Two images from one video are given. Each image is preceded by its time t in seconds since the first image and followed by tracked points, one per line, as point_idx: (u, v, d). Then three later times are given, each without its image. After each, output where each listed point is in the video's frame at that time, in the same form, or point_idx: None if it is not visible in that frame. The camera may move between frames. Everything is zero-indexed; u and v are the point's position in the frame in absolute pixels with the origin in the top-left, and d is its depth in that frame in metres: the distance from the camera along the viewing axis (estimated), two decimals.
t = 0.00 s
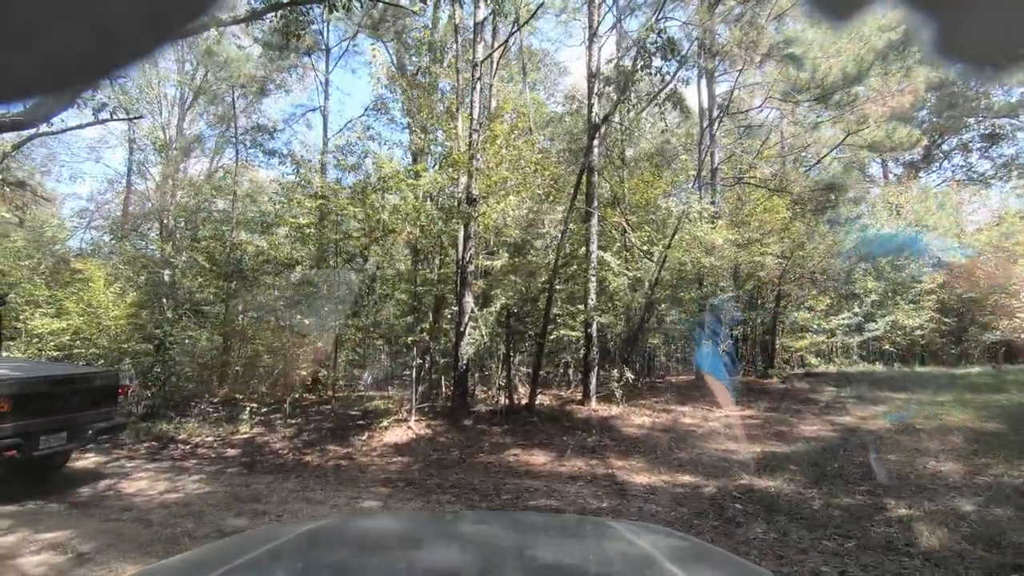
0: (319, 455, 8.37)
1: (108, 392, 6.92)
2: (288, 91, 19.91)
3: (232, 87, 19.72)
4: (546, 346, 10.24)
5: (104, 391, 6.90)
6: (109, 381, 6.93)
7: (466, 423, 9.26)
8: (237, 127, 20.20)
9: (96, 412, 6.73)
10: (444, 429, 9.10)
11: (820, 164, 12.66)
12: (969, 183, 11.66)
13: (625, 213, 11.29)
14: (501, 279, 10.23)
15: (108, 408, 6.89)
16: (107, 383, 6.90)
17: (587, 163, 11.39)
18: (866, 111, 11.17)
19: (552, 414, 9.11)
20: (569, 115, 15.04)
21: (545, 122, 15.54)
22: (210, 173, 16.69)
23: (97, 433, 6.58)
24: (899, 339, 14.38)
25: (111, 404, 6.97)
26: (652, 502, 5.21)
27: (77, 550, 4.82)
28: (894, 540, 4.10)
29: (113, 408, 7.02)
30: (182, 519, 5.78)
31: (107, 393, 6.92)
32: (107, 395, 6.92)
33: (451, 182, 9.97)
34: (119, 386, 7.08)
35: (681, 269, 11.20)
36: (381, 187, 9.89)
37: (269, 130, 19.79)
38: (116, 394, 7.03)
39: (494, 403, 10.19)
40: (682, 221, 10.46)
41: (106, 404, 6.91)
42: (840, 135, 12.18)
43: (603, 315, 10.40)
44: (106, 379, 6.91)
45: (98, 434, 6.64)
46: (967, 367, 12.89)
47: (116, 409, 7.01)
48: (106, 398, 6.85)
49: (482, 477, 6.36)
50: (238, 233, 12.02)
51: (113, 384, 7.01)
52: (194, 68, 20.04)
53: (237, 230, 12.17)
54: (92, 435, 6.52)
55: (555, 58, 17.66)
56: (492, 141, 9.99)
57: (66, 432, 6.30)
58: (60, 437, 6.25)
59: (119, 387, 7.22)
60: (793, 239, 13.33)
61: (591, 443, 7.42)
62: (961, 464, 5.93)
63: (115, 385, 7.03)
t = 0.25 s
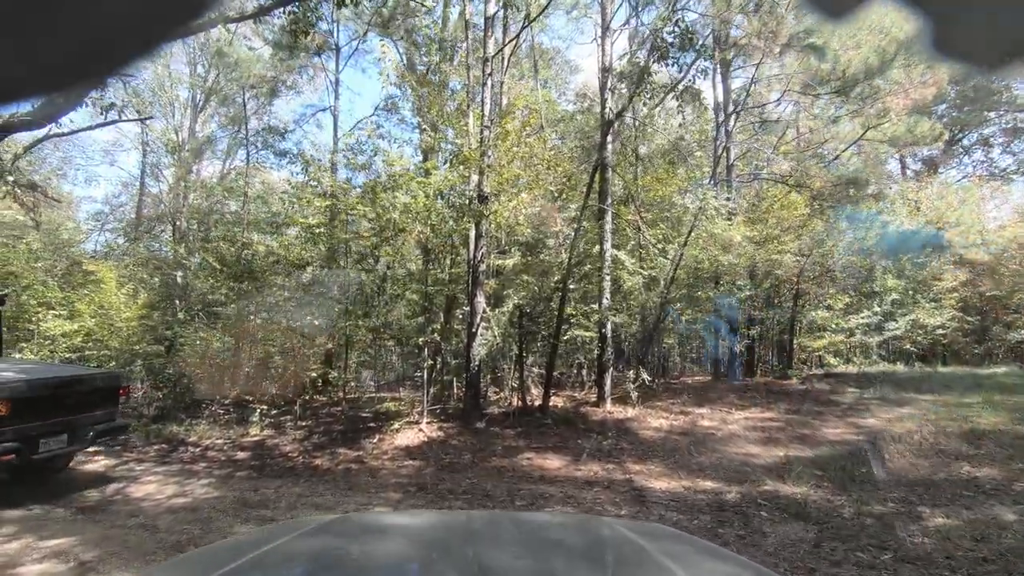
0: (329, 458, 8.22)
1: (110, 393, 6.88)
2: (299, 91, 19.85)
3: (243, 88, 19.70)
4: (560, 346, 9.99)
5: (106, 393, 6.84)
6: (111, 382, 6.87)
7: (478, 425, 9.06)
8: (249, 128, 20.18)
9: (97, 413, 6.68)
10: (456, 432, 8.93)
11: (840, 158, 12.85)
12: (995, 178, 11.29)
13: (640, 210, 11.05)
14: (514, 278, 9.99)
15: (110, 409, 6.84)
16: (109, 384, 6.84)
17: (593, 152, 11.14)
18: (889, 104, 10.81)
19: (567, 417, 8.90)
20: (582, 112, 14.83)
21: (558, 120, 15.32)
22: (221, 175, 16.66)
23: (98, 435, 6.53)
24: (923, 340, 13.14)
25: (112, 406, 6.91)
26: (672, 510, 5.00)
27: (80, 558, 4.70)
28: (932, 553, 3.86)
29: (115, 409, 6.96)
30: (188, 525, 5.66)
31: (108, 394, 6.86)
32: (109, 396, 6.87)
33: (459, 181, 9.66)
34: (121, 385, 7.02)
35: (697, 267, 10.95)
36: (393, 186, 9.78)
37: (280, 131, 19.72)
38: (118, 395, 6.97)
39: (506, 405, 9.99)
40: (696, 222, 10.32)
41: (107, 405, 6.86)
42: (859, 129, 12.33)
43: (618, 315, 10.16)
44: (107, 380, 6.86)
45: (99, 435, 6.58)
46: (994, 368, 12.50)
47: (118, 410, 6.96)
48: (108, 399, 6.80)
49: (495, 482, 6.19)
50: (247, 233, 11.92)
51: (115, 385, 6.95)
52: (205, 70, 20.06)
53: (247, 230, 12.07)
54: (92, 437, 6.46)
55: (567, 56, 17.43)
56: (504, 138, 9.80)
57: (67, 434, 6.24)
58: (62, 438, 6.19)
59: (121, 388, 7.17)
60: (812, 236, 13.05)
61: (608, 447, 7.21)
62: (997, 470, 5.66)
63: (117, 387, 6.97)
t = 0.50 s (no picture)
0: (340, 462, 8.07)
1: (115, 395, 6.76)
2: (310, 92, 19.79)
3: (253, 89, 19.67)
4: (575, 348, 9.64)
5: (111, 395, 6.72)
6: (116, 384, 6.75)
7: (491, 428, 8.87)
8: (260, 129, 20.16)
9: (102, 416, 6.57)
10: (469, 434, 8.75)
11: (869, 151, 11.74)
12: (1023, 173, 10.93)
13: (655, 208, 10.84)
14: (527, 278, 9.79)
15: (115, 411, 6.72)
16: (115, 386, 6.72)
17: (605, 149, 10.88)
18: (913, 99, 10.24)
19: (582, 419, 8.70)
20: (594, 109, 14.63)
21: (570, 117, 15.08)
22: (233, 176, 16.64)
23: (102, 438, 6.42)
24: (945, 339, 14.06)
25: (118, 407, 6.80)
26: (694, 518, 4.79)
27: (83, 566, 4.57)
28: (975, 567, 3.64)
29: (121, 411, 6.84)
30: (194, 532, 5.51)
31: (114, 396, 6.75)
32: (114, 398, 6.75)
33: (469, 180, 9.54)
34: (126, 386, 6.90)
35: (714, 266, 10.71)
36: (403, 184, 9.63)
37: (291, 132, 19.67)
38: (123, 397, 6.86)
39: (519, 406, 9.83)
40: (712, 221, 10.13)
41: (113, 407, 6.74)
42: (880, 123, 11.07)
43: (633, 315, 9.89)
44: (113, 381, 6.74)
45: (104, 438, 6.47)
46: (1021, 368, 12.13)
47: (124, 412, 6.84)
48: (113, 401, 6.69)
49: (510, 488, 5.99)
50: (257, 233, 11.81)
51: (121, 387, 6.83)
52: (217, 71, 20.07)
53: (257, 231, 11.95)
54: (97, 440, 6.35)
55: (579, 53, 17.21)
56: (516, 136, 9.60)
57: (71, 438, 6.13)
58: (66, 442, 6.08)
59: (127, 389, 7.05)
60: (832, 234, 12.74)
61: (625, 451, 7.00)
62: None
63: (123, 388, 6.85)
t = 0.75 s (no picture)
0: (350, 466, 7.92)
1: (124, 397, 6.64)
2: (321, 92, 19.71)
3: (264, 90, 19.62)
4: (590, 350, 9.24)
5: (120, 397, 6.60)
6: (124, 386, 6.63)
7: (504, 431, 8.67)
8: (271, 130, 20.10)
9: (111, 418, 6.45)
10: (481, 437, 8.57)
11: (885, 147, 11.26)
12: None
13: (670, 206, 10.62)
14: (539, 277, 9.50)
15: (123, 414, 6.60)
16: (123, 389, 6.60)
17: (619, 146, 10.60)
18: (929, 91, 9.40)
19: (597, 422, 8.49)
20: (608, 106, 14.40)
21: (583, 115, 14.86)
22: (244, 178, 16.59)
23: (111, 442, 6.30)
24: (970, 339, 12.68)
25: (126, 410, 6.68)
26: (717, 527, 4.56)
27: None
28: None
29: (129, 414, 6.73)
30: (199, 539, 5.36)
31: (122, 398, 6.63)
32: (122, 401, 6.63)
33: (481, 177, 9.37)
34: (134, 389, 6.77)
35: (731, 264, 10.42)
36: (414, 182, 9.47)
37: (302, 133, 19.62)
38: (132, 399, 6.74)
39: (532, 408, 9.54)
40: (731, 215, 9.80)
41: (121, 410, 6.62)
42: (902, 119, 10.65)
43: (649, 315, 9.65)
44: (121, 383, 6.62)
45: (112, 442, 6.36)
46: None
47: (132, 414, 6.72)
48: (122, 404, 6.57)
49: (523, 494, 5.80)
50: (267, 233, 11.68)
51: (129, 389, 6.71)
52: (228, 73, 20.05)
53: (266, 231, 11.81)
54: (105, 444, 6.24)
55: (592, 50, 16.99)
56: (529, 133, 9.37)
57: (79, 441, 6.01)
58: (72, 447, 5.94)
59: (136, 391, 6.93)
60: (853, 231, 12.41)
61: (642, 455, 6.77)
62: None
63: (131, 391, 6.73)
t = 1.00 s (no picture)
0: (361, 469, 7.78)
1: (133, 400, 6.54)
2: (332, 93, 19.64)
3: (275, 90, 19.59)
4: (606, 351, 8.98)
5: (129, 400, 6.50)
6: (134, 388, 6.53)
7: (517, 433, 8.48)
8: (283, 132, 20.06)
9: (121, 421, 6.35)
10: (494, 439, 8.41)
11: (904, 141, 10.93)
12: None
13: (686, 204, 10.40)
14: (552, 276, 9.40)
15: (133, 417, 6.50)
16: (133, 391, 6.50)
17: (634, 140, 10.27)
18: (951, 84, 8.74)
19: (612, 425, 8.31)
20: (622, 104, 14.19)
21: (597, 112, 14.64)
22: (256, 179, 16.55)
23: (121, 445, 6.20)
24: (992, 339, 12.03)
25: (136, 413, 6.57)
26: (743, 537, 4.37)
27: None
28: None
29: (138, 417, 6.62)
30: (207, 546, 5.23)
31: (131, 401, 6.53)
32: (132, 403, 6.53)
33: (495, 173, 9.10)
34: (144, 392, 6.66)
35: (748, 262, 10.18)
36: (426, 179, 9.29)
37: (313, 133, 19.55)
38: (141, 402, 6.63)
39: (546, 410, 9.33)
40: (752, 211, 9.39)
41: (130, 412, 6.52)
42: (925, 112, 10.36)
43: (665, 316, 9.43)
44: (130, 386, 6.52)
45: (123, 445, 6.26)
46: None
47: (141, 417, 6.62)
48: (131, 406, 6.47)
49: (538, 500, 5.62)
50: (277, 233, 11.58)
51: (139, 392, 6.60)
52: (240, 74, 20.05)
53: (277, 231, 11.72)
54: (115, 447, 6.14)
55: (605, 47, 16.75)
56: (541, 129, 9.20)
57: (89, 444, 5.91)
58: (82, 450, 5.83)
59: (144, 394, 6.83)
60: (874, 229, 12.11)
61: (660, 459, 6.58)
62: None
63: (141, 393, 6.62)
